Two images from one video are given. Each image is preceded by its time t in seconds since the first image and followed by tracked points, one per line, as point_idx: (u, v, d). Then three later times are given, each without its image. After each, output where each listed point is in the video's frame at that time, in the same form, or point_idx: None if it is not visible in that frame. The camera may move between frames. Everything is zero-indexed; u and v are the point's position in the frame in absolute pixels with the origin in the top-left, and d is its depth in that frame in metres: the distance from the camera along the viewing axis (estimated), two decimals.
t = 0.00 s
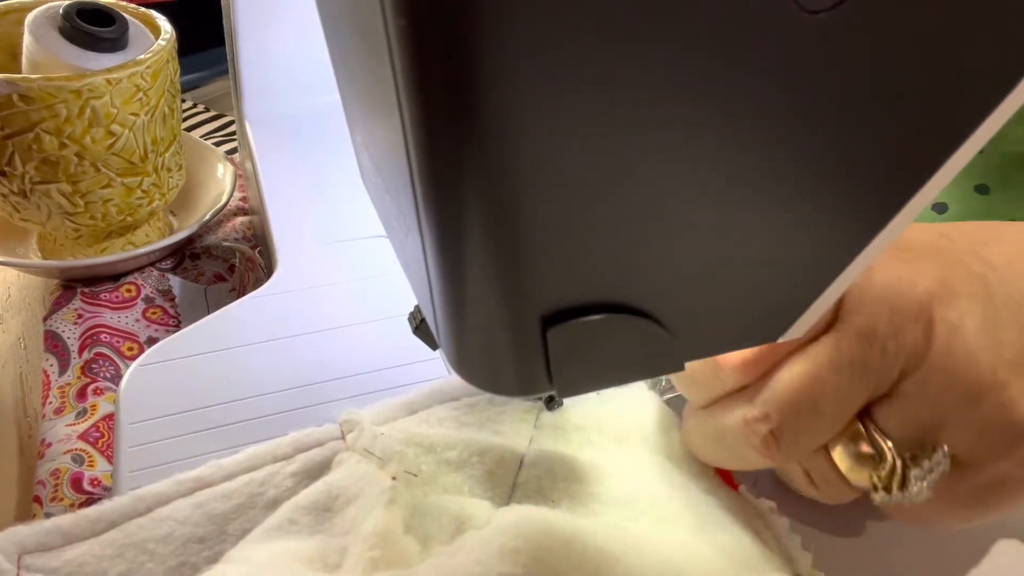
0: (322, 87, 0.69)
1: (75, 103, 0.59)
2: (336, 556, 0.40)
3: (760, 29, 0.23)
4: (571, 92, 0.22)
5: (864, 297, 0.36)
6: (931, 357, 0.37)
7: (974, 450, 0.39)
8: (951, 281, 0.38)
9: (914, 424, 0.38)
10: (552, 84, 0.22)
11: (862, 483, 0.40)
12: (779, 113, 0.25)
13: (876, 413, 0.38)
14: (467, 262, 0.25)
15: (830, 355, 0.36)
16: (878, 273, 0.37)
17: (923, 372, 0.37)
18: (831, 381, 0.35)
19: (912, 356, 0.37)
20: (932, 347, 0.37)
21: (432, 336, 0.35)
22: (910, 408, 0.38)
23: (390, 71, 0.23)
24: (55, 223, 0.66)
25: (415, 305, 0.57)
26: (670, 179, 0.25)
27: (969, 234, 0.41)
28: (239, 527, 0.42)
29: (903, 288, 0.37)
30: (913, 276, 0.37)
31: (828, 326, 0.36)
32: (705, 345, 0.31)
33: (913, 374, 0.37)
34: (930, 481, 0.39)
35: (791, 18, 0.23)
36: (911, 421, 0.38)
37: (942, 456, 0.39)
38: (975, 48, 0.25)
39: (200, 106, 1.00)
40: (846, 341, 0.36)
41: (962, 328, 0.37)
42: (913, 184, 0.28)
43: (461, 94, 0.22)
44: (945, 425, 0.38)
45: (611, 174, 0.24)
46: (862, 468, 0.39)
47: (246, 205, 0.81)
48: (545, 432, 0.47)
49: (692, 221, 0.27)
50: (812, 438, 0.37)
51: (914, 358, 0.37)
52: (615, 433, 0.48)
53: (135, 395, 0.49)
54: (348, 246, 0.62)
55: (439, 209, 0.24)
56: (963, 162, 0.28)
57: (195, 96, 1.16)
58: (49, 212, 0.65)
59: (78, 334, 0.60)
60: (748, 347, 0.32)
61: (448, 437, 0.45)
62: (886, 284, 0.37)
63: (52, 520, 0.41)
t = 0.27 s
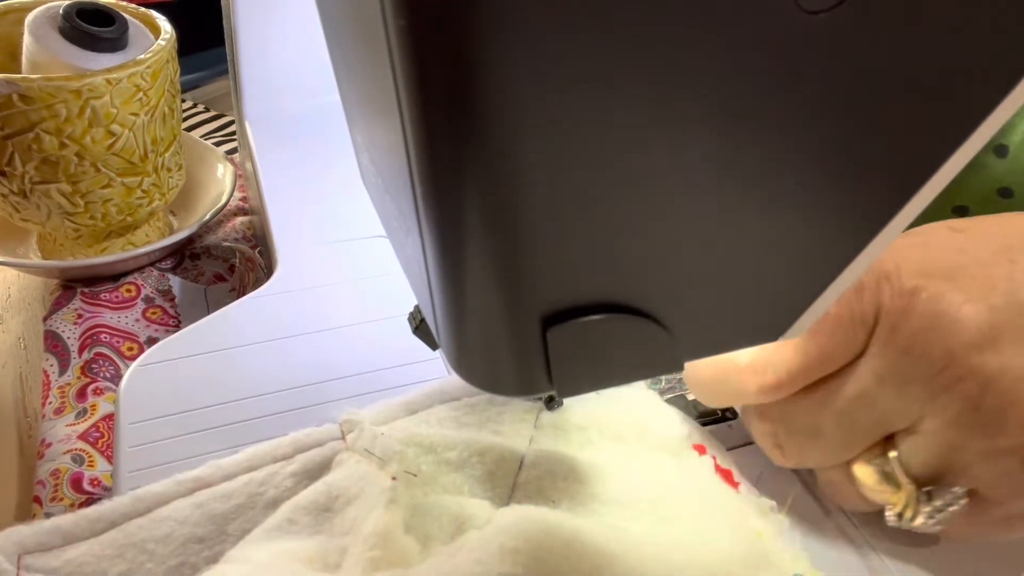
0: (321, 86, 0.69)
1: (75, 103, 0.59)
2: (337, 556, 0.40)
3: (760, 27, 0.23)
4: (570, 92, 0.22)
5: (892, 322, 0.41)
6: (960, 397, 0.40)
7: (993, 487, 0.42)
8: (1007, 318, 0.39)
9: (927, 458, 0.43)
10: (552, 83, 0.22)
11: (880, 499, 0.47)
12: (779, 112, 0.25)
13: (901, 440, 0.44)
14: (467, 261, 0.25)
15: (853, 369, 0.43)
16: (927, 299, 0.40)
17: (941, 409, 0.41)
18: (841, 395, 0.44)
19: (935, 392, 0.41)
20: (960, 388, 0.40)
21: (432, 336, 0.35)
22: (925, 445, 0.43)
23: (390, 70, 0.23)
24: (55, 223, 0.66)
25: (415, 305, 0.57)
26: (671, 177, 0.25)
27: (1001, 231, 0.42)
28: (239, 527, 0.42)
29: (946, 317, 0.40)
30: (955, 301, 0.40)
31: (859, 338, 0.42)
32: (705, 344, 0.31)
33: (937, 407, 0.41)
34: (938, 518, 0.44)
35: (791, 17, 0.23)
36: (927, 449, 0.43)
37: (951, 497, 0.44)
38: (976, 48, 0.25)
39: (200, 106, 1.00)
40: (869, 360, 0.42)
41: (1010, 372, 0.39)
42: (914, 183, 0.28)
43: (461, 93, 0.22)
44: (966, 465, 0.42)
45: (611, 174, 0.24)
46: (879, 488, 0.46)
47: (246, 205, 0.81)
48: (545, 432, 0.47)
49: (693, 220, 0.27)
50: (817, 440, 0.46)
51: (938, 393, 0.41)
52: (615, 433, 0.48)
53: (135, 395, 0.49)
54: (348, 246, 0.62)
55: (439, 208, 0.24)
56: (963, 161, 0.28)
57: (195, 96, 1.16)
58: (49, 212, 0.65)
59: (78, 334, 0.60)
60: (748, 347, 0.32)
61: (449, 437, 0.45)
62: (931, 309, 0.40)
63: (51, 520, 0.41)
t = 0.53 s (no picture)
0: (320, 85, 0.69)
1: (75, 103, 0.59)
2: (337, 556, 0.40)
3: (759, 27, 0.23)
4: (570, 91, 0.22)
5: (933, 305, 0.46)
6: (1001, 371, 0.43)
7: None
8: None
9: (978, 441, 0.46)
10: (552, 83, 0.22)
11: (932, 492, 0.49)
12: (778, 112, 0.25)
13: (950, 427, 0.47)
14: (467, 261, 0.25)
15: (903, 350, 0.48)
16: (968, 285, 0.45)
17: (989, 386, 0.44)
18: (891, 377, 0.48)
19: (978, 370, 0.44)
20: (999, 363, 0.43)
21: (432, 337, 0.35)
22: (972, 425, 0.46)
23: (390, 70, 0.23)
24: (55, 223, 0.66)
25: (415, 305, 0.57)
26: (670, 176, 0.25)
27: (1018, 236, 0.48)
28: (239, 527, 0.42)
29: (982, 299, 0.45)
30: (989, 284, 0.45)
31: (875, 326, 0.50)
32: (705, 344, 0.31)
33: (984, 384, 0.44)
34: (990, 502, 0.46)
35: (790, 17, 0.23)
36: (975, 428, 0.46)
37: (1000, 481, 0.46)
38: (975, 48, 0.25)
39: (200, 106, 1.00)
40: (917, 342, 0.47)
41: None
42: (913, 183, 0.28)
43: (461, 93, 0.22)
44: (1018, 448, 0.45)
45: (611, 174, 0.24)
46: (929, 477, 0.48)
47: (246, 205, 0.81)
48: (545, 432, 0.47)
49: (693, 220, 0.27)
50: (863, 425, 0.50)
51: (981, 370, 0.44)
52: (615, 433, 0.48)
53: (135, 395, 0.49)
54: (347, 246, 0.62)
55: (439, 208, 0.24)
56: (963, 161, 0.28)
57: (195, 96, 1.16)
58: (49, 212, 0.65)
59: (78, 334, 0.60)
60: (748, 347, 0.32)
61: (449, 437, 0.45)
62: (977, 290, 0.45)
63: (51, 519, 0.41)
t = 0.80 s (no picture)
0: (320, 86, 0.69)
1: (75, 103, 0.59)
2: (337, 556, 0.40)
3: (759, 27, 0.23)
4: (571, 91, 0.22)
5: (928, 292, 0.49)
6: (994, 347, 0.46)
7: None
8: None
9: (979, 420, 0.48)
10: (552, 82, 0.22)
11: (937, 475, 0.50)
12: (778, 111, 0.25)
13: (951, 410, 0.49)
14: (467, 261, 0.25)
15: (902, 332, 0.50)
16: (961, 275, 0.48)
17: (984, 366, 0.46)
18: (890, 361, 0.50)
19: (974, 350, 0.47)
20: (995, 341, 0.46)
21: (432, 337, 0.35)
22: (971, 404, 0.47)
23: (390, 71, 0.23)
24: (55, 223, 0.66)
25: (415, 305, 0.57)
26: (670, 176, 0.25)
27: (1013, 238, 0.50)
28: (239, 527, 0.42)
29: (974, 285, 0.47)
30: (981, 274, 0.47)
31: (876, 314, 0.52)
32: (704, 344, 0.31)
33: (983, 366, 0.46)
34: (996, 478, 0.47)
35: (790, 17, 0.23)
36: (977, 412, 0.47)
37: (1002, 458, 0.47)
38: (975, 47, 0.25)
39: (199, 106, 1.00)
40: (915, 326, 0.50)
41: None
42: (913, 183, 0.28)
43: (461, 93, 0.22)
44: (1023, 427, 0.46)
45: (611, 174, 0.24)
46: (934, 460, 0.50)
47: (246, 205, 0.81)
48: (545, 432, 0.47)
49: (693, 219, 0.27)
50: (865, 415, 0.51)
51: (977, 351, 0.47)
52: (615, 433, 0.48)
53: (135, 395, 0.49)
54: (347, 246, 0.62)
55: (439, 209, 0.24)
56: (963, 161, 0.28)
57: (195, 96, 1.16)
58: (49, 212, 0.65)
59: (78, 334, 0.60)
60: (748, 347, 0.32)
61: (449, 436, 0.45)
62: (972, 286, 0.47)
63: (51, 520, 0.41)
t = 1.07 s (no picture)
0: (321, 86, 0.69)
1: (75, 103, 0.59)
2: (337, 556, 0.40)
3: (759, 28, 0.23)
4: (571, 91, 0.22)
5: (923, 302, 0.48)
6: (991, 359, 0.45)
7: None
8: None
9: (978, 428, 0.47)
10: (552, 82, 0.22)
11: (933, 482, 0.50)
12: (778, 111, 0.25)
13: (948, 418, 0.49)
14: (467, 261, 0.25)
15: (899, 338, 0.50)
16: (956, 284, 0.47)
17: (981, 375, 0.46)
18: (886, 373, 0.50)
19: (972, 360, 0.46)
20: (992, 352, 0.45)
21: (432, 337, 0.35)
22: (970, 412, 0.47)
23: (390, 70, 0.23)
24: (55, 223, 0.66)
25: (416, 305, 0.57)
26: (670, 176, 0.25)
27: (1015, 243, 0.49)
28: (239, 527, 0.42)
29: (968, 295, 0.46)
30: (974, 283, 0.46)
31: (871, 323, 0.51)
32: (705, 344, 0.31)
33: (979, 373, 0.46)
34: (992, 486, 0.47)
35: (790, 17, 0.23)
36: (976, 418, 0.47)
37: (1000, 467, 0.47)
38: (974, 48, 0.25)
39: (200, 106, 1.00)
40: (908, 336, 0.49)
41: None
42: (914, 183, 0.28)
43: (461, 92, 0.22)
44: None
45: (611, 173, 0.24)
46: (931, 468, 0.49)
47: (246, 205, 0.81)
48: (545, 432, 0.47)
49: (693, 219, 0.27)
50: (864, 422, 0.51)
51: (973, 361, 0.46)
52: (615, 433, 0.48)
53: (135, 395, 0.49)
54: (347, 246, 0.62)
55: (439, 209, 0.24)
56: (962, 161, 0.28)
57: (195, 96, 1.16)
58: (49, 212, 0.65)
59: (78, 334, 0.60)
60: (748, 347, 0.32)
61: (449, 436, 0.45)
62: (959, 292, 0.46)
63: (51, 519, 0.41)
